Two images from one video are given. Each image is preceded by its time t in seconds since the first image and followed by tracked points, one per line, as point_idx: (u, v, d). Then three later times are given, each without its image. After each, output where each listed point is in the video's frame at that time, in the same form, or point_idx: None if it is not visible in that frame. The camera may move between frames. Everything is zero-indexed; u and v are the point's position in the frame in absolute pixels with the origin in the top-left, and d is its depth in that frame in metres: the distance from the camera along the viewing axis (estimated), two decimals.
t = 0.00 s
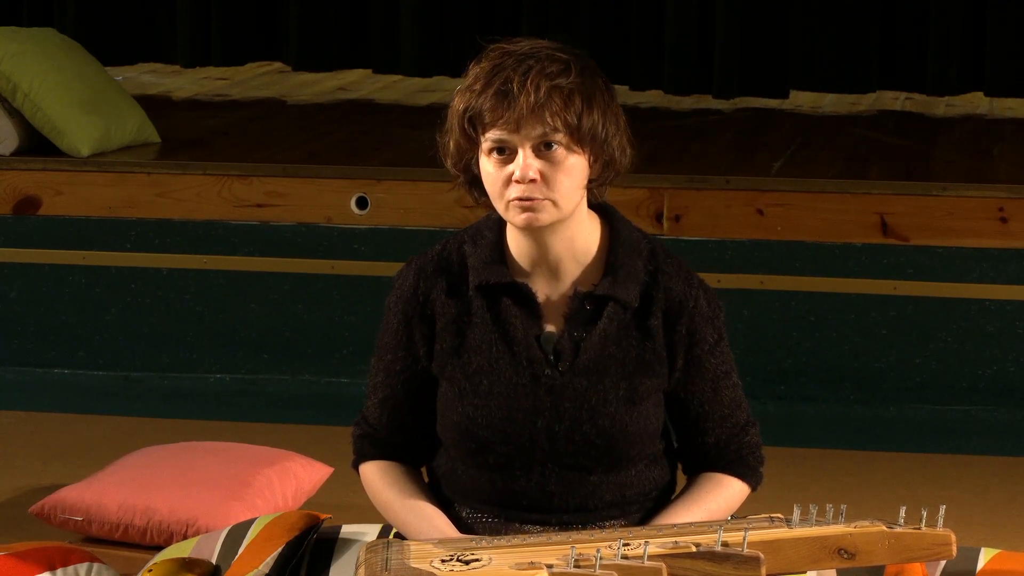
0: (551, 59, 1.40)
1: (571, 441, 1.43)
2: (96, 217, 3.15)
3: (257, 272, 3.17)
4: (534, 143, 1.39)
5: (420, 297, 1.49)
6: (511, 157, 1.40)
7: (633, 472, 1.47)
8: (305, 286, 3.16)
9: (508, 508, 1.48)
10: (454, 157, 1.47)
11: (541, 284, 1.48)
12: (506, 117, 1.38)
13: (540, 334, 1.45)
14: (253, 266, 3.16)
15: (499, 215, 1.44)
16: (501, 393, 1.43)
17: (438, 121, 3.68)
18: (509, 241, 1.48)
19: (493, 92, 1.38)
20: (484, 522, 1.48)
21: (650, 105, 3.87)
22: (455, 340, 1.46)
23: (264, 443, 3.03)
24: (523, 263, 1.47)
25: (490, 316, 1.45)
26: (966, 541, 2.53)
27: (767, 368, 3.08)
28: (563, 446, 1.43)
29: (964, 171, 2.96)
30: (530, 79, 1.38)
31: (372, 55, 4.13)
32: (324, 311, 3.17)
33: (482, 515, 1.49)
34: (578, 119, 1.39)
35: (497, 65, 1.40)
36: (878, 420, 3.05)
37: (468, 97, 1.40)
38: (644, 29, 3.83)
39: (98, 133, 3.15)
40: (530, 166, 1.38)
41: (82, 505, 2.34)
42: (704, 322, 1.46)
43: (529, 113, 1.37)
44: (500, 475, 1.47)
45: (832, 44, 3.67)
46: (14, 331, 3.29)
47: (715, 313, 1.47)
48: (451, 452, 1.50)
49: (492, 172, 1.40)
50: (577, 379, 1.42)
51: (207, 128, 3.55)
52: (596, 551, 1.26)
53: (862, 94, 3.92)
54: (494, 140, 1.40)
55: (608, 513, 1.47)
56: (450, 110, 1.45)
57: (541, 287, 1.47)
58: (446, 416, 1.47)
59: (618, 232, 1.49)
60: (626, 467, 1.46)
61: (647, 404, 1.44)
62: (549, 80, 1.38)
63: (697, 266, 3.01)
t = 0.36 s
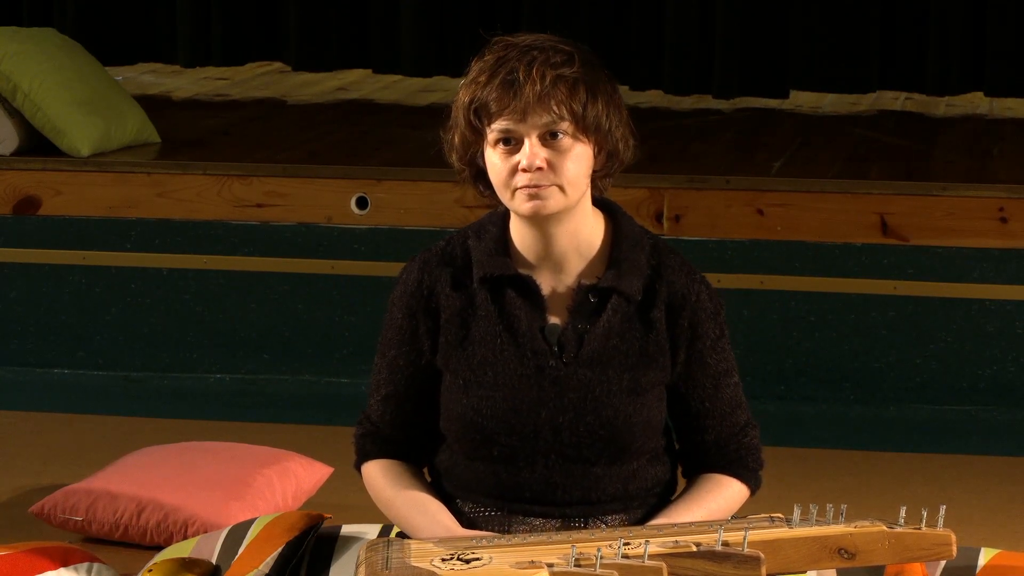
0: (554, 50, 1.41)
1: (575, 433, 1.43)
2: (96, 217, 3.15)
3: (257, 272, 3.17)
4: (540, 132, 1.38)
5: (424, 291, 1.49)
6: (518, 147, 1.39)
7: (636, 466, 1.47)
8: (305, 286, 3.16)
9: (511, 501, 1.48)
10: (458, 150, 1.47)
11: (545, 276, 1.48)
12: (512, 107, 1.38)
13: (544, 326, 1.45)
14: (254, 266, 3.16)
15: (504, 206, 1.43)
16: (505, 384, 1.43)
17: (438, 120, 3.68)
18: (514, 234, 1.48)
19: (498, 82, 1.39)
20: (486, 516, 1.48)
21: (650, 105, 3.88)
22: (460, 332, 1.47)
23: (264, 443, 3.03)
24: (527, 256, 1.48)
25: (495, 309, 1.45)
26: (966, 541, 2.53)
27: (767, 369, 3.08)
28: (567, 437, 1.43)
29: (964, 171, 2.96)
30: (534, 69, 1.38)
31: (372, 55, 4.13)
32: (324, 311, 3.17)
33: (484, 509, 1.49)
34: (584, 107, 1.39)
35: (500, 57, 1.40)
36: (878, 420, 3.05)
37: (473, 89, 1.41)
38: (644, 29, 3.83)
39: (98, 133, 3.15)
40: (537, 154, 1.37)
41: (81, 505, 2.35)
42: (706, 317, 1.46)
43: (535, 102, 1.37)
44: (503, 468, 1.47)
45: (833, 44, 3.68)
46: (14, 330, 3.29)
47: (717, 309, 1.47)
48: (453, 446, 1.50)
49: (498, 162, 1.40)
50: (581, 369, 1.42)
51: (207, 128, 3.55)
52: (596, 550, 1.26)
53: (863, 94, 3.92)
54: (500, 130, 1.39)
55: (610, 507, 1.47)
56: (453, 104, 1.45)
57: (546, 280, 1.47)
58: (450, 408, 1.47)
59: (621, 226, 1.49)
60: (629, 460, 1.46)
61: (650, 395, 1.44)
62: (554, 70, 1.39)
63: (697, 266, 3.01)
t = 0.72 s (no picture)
0: (539, 57, 1.40)
1: (578, 428, 1.42)
2: (96, 217, 3.15)
3: (257, 272, 3.17)
4: (534, 139, 1.37)
5: (428, 288, 1.50)
6: (513, 156, 1.38)
7: (638, 462, 1.47)
8: (306, 286, 3.16)
9: (512, 496, 1.48)
10: (456, 165, 1.47)
11: (549, 274, 1.47)
12: (503, 120, 1.37)
13: (547, 322, 1.45)
14: (254, 266, 3.16)
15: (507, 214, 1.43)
16: (509, 378, 1.43)
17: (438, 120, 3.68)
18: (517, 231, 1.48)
19: (487, 97, 1.38)
20: (488, 511, 1.48)
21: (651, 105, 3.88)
22: (464, 327, 1.47)
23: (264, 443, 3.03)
24: (530, 254, 1.48)
25: (498, 304, 1.45)
26: (966, 541, 2.53)
27: (767, 369, 3.09)
28: (570, 433, 1.43)
29: (964, 171, 2.96)
30: (521, 79, 1.37)
31: (372, 55, 4.13)
32: (325, 311, 3.17)
33: (486, 504, 1.49)
34: (575, 112, 1.38)
35: (486, 71, 1.39)
36: (878, 420, 3.05)
37: (463, 106, 1.40)
38: (644, 29, 3.83)
39: (98, 133, 3.15)
40: (534, 161, 1.37)
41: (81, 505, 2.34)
42: (709, 315, 1.46)
43: (526, 112, 1.36)
44: (506, 461, 1.47)
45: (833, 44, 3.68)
46: (14, 331, 3.28)
47: (720, 307, 1.47)
48: (455, 441, 1.50)
49: (497, 173, 1.39)
50: (584, 365, 1.42)
51: (207, 128, 3.55)
52: (596, 550, 1.26)
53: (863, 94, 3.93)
54: (495, 143, 1.39)
55: (611, 503, 1.47)
56: (445, 121, 1.45)
57: (550, 277, 1.47)
58: (453, 403, 1.47)
59: (625, 225, 1.49)
60: (632, 457, 1.46)
61: (653, 391, 1.44)
62: (541, 77, 1.38)
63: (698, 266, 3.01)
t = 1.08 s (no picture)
0: (529, 63, 1.40)
1: (573, 435, 1.43)
2: (96, 217, 3.15)
3: (257, 271, 3.17)
4: (513, 142, 1.37)
5: (422, 296, 1.49)
6: (494, 158, 1.39)
7: (635, 466, 1.47)
8: (306, 286, 3.16)
9: (510, 501, 1.48)
10: (444, 165, 1.48)
11: (541, 279, 1.47)
12: (483, 121, 1.37)
13: (540, 330, 1.44)
14: (254, 266, 3.16)
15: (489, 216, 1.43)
16: (502, 387, 1.43)
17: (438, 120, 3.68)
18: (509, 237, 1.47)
19: (471, 97, 1.39)
20: (485, 515, 1.48)
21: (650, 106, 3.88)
22: (457, 337, 1.46)
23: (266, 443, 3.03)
24: (521, 262, 1.47)
25: (491, 313, 1.45)
26: (967, 541, 2.53)
27: (767, 369, 3.08)
28: (565, 440, 1.43)
29: (964, 171, 2.96)
30: (505, 83, 1.37)
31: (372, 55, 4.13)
32: (324, 311, 3.17)
33: (483, 508, 1.49)
34: (555, 121, 1.37)
35: (475, 72, 1.40)
36: (878, 420, 3.05)
37: (449, 105, 1.41)
38: (644, 30, 3.83)
39: (98, 133, 3.15)
40: (511, 164, 1.37)
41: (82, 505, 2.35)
42: (703, 319, 1.46)
43: (505, 116, 1.36)
44: (502, 468, 1.47)
45: (833, 45, 3.68)
46: (14, 330, 3.28)
47: (714, 311, 1.47)
48: (451, 447, 1.50)
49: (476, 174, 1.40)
50: (578, 373, 1.42)
51: (207, 129, 3.55)
52: (596, 550, 1.26)
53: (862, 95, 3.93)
54: (476, 144, 1.39)
55: (608, 505, 1.47)
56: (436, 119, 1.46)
57: (541, 284, 1.47)
58: (448, 412, 1.47)
59: (617, 230, 1.48)
60: (628, 461, 1.46)
61: (646, 398, 1.44)
62: (525, 83, 1.37)
63: (698, 266, 3.01)
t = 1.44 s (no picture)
0: (535, 65, 1.41)
1: (567, 446, 1.43)
2: (96, 217, 3.15)
3: (257, 271, 3.17)
4: (521, 143, 1.38)
5: (413, 304, 1.49)
6: (499, 159, 1.39)
7: (630, 472, 1.47)
8: (306, 286, 3.16)
9: (507, 508, 1.48)
10: (439, 166, 1.47)
11: (534, 288, 1.47)
12: (491, 122, 1.38)
13: (532, 339, 1.44)
14: (254, 266, 3.16)
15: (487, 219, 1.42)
16: (495, 399, 1.43)
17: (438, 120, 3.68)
18: (500, 244, 1.47)
19: (477, 98, 1.39)
20: (482, 521, 1.49)
21: (650, 105, 3.88)
22: (449, 347, 1.46)
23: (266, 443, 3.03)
24: (514, 270, 1.47)
25: (482, 322, 1.45)
26: (967, 541, 2.53)
27: (767, 369, 3.08)
28: (559, 450, 1.43)
29: (964, 171, 2.96)
30: (515, 84, 1.38)
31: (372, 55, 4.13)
32: (325, 311, 3.17)
33: (480, 513, 1.49)
34: (565, 123, 1.39)
35: (481, 71, 1.40)
36: (878, 421, 3.05)
37: (452, 105, 1.41)
38: (644, 29, 3.83)
39: (97, 134, 3.15)
40: (517, 166, 1.37)
41: (81, 505, 2.35)
42: (696, 324, 1.45)
43: (515, 117, 1.37)
44: (497, 477, 1.47)
45: (832, 44, 3.68)
46: (14, 330, 3.28)
47: (708, 315, 1.46)
48: (447, 454, 1.50)
49: (479, 175, 1.40)
50: (570, 383, 1.42)
51: (207, 128, 3.55)
52: (595, 552, 1.26)
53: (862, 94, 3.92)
54: (481, 144, 1.39)
55: (605, 510, 1.47)
56: (434, 119, 1.46)
57: (533, 293, 1.47)
58: (443, 422, 1.48)
59: (609, 235, 1.47)
60: (622, 468, 1.47)
61: (640, 406, 1.44)
62: (535, 84, 1.38)
63: (697, 266, 3.01)
